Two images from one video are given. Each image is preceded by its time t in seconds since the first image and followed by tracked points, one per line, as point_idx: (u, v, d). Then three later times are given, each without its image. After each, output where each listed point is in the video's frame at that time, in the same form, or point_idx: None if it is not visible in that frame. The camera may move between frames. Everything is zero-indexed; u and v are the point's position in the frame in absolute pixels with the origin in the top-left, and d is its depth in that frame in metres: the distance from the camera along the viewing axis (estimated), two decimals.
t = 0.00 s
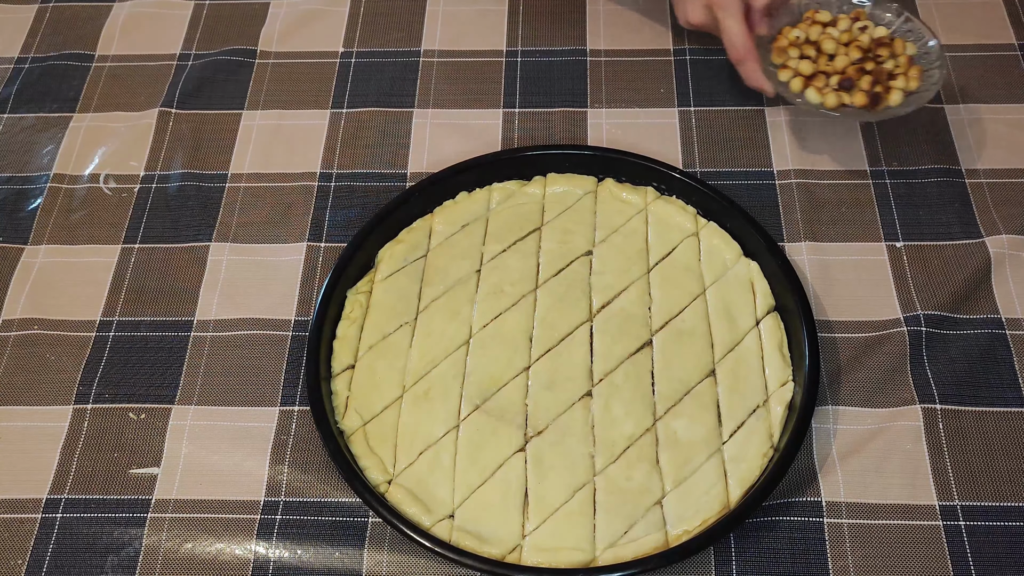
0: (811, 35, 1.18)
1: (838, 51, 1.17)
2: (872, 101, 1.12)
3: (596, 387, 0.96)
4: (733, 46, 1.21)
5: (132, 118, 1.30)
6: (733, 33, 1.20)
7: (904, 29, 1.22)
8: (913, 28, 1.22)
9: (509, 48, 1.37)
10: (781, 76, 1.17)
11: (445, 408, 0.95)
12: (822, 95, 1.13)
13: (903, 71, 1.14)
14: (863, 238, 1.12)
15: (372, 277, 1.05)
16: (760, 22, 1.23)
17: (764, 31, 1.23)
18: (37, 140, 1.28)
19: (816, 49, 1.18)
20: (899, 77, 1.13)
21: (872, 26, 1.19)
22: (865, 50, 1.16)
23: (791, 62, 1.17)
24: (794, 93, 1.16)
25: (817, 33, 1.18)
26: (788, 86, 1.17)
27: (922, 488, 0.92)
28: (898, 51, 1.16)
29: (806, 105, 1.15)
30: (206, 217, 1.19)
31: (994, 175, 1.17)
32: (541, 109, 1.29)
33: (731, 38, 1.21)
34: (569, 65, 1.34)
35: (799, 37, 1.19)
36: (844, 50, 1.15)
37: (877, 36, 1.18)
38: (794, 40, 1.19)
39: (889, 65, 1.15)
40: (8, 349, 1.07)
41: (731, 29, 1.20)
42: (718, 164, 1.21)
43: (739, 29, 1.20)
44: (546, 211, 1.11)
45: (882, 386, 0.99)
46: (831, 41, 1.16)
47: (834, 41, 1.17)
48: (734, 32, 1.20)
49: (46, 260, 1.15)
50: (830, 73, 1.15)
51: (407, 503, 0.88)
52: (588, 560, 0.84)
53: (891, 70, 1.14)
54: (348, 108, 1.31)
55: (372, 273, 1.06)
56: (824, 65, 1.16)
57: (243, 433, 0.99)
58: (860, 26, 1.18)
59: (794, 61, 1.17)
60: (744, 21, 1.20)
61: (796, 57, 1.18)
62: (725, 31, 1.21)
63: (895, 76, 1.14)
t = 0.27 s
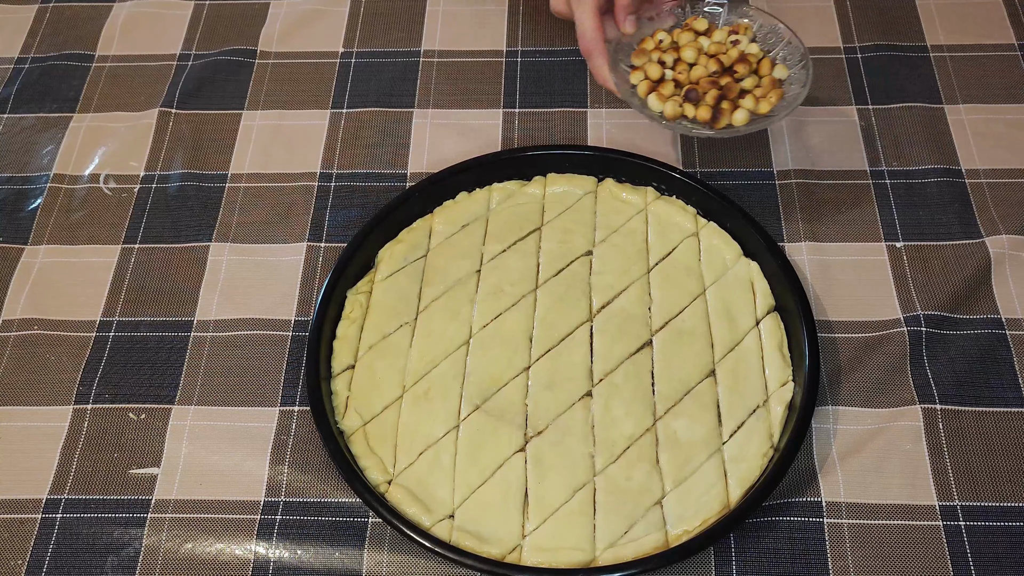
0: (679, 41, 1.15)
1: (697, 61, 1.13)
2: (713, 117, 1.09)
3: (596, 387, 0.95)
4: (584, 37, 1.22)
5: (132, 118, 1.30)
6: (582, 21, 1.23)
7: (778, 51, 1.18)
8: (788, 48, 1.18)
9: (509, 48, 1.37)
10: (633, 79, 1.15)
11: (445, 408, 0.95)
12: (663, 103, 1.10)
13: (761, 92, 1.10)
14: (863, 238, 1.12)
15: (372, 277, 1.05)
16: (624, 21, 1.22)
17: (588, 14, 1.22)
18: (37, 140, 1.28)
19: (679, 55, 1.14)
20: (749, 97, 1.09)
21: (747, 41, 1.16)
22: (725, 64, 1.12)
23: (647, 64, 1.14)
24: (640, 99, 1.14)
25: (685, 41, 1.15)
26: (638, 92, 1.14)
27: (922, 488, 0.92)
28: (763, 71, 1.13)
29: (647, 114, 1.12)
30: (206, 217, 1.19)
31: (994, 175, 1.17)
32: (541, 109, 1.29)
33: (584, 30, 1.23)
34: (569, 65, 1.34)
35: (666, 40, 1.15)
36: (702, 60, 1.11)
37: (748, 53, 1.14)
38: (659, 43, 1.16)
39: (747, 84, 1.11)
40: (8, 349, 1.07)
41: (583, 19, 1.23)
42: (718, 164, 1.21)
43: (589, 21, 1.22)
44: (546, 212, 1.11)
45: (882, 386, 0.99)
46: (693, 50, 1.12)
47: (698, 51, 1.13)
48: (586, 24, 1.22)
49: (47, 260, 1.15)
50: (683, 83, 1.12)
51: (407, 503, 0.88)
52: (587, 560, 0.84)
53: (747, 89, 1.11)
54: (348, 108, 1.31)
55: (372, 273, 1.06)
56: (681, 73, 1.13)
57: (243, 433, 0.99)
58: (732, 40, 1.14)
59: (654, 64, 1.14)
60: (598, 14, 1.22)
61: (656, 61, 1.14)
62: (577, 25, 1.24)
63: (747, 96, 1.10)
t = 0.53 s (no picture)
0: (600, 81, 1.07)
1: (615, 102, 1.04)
2: (625, 161, 1.00)
3: (596, 387, 0.95)
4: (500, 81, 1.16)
5: (131, 118, 1.30)
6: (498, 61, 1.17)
7: (700, 93, 1.11)
8: (711, 91, 1.10)
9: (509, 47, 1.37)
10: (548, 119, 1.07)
11: (445, 408, 0.95)
12: (576, 146, 1.01)
13: (676, 136, 1.01)
14: (863, 238, 1.12)
15: (372, 276, 1.05)
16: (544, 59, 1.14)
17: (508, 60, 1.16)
18: (37, 140, 1.28)
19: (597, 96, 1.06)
20: (662, 142, 1.00)
21: (668, 81, 1.06)
22: (643, 106, 1.03)
23: (563, 105, 1.06)
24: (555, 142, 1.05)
25: (606, 81, 1.06)
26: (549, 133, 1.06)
27: (922, 488, 0.92)
28: (680, 114, 1.04)
29: (561, 158, 1.03)
30: (206, 217, 1.19)
31: (994, 175, 1.17)
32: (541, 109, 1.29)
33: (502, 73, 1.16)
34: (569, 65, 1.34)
35: (584, 80, 1.07)
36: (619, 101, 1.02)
37: (667, 94, 1.05)
38: (578, 82, 1.07)
39: (662, 128, 1.02)
40: (8, 349, 1.07)
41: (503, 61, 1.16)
42: (718, 164, 1.21)
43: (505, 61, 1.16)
44: (546, 212, 1.11)
45: (882, 386, 0.99)
46: (609, 90, 1.03)
47: (616, 92, 1.04)
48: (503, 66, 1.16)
49: (47, 260, 1.15)
50: (597, 126, 1.03)
51: (407, 503, 0.88)
52: (587, 560, 0.84)
53: (661, 133, 1.02)
54: (348, 108, 1.31)
55: (372, 273, 1.06)
56: (595, 116, 1.03)
57: (243, 433, 0.99)
58: (653, 80, 1.05)
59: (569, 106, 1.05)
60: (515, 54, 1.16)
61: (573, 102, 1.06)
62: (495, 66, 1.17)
63: (661, 140, 1.01)
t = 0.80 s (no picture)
0: (580, 85, 1.05)
1: (599, 105, 1.03)
2: (619, 163, 0.97)
3: (596, 388, 0.95)
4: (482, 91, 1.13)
5: (131, 118, 1.30)
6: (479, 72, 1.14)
7: (680, 88, 1.09)
8: (688, 83, 1.09)
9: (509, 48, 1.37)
10: (532, 127, 1.02)
11: (445, 408, 0.95)
12: (567, 152, 0.99)
13: (665, 135, 1.00)
14: (863, 238, 1.12)
15: (372, 277, 1.05)
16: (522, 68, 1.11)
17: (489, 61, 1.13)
18: (37, 140, 1.28)
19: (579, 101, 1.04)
20: (653, 141, 0.98)
21: (648, 82, 1.05)
22: (628, 107, 1.01)
23: (547, 112, 1.03)
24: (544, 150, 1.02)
25: (586, 84, 1.05)
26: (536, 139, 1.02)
27: (922, 488, 0.92)
28: (665, 112, 1.03)
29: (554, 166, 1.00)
30: (206, 217, 1.19)
31: (994, 175, 1.17)
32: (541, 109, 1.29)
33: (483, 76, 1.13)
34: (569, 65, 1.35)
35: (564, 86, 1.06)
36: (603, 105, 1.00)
37: (649, 94, 1.03)
38: (559, 89, 1.05)
39: (650, 127, 1.00)
40: (8, 349, 1.07)
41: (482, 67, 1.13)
42: (718, 164, 1.21)
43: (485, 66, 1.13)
44: (546, 212, 1.11)
45: (882, 387, 0.99)
46: (592, 94, 1.02)
47: (599, 95, 1.03)
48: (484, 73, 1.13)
49: (47, 260, 1.15)
50: (585, 130, 1.01)
51: (407, 503, 0.88)
52: (587, 560, 0.84)
53: (650, 132, 1.00)
54: (348, 108, 1.31)
55: (372, 273, 1.06)
56: (581, 120, 1.01)
57: (244, 433, 0.99)
58: (633, 81, 1.04)
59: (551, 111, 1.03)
60: (496, 62, 1.14)
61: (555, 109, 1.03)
62: (476, 75, 1.14)
63: (650, 140, 0.99)
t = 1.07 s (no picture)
0: (545, 127, 1.00)
1: (564, 148, 0.98)
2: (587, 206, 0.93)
3: (596, 388, 0.95)
4: (422, 139, 0.93)
5: (131, 118, 1.30)
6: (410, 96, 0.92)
7: (643, 124, 1.07)
8: (654, 121, 1.06)
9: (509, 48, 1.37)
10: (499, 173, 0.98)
11: (445, 408, 0.95)
12: (535, 196, 0.94)
13: (629, 173, 0.96)
14: (863, 238, 1.12)
15: (372, 277, 1.05)
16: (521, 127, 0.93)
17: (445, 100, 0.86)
18: (37, 140, 1.28)
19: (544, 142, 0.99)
20: (618, 180, 0.94)
21: (611, 120, 1.01)
22: (594, 147, 0.97)
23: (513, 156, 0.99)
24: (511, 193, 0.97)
25: (550, 126, 1.00)
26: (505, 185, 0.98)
27: (923, 487, 0.92)
28: (629, 149, 0.99)
29: (521, 209, 0.96)
30: (206, 217, 1.19)
31: (994, 175, 1.17)
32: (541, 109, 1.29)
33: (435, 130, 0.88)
34: (569, 65, 1.35)
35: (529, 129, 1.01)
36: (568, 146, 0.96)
37: (613, 132, 0.99)
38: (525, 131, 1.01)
39: (615, 166, 0.97)
40: (8, 349, 1.07)
41: (466, 87, 0.85)
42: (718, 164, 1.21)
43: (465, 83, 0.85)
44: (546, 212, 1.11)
45: (882, 387, 0.99)
46: (557, 136, 0.97)
47: (563, 137, 0.98)
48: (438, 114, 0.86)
49: (47, 259, 1.15)
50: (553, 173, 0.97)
51: (407, 503, 0.88)
52: (587, 561, 0.84)
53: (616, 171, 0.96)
54: (348, 108, 1.31)
55: (372, 273, 1.06)
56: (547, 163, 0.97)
57: (244, 433, 0.99)
58: (597, 120, 0.99)
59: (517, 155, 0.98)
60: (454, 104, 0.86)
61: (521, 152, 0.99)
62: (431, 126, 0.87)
63: (616, 179, 0.96)
